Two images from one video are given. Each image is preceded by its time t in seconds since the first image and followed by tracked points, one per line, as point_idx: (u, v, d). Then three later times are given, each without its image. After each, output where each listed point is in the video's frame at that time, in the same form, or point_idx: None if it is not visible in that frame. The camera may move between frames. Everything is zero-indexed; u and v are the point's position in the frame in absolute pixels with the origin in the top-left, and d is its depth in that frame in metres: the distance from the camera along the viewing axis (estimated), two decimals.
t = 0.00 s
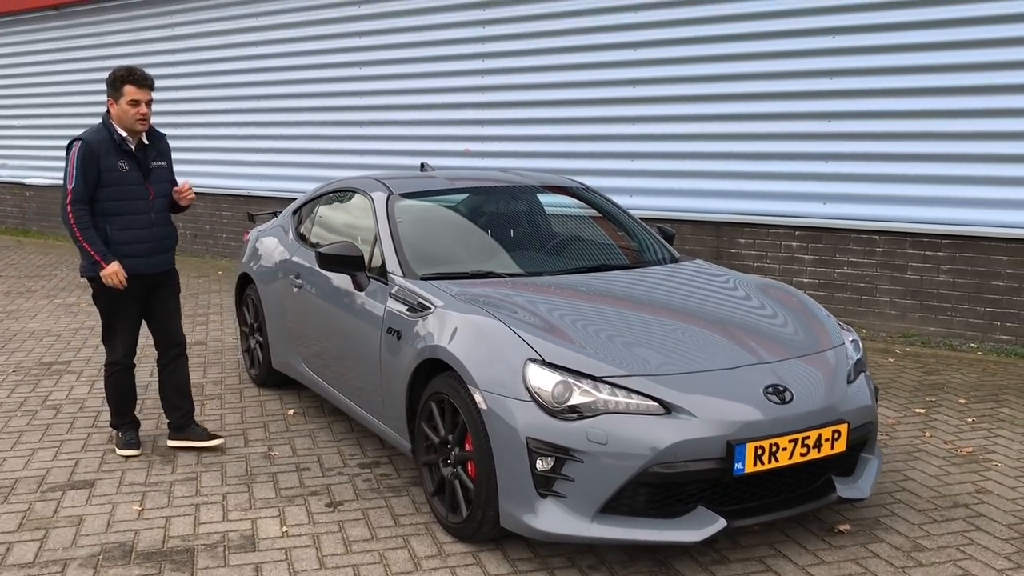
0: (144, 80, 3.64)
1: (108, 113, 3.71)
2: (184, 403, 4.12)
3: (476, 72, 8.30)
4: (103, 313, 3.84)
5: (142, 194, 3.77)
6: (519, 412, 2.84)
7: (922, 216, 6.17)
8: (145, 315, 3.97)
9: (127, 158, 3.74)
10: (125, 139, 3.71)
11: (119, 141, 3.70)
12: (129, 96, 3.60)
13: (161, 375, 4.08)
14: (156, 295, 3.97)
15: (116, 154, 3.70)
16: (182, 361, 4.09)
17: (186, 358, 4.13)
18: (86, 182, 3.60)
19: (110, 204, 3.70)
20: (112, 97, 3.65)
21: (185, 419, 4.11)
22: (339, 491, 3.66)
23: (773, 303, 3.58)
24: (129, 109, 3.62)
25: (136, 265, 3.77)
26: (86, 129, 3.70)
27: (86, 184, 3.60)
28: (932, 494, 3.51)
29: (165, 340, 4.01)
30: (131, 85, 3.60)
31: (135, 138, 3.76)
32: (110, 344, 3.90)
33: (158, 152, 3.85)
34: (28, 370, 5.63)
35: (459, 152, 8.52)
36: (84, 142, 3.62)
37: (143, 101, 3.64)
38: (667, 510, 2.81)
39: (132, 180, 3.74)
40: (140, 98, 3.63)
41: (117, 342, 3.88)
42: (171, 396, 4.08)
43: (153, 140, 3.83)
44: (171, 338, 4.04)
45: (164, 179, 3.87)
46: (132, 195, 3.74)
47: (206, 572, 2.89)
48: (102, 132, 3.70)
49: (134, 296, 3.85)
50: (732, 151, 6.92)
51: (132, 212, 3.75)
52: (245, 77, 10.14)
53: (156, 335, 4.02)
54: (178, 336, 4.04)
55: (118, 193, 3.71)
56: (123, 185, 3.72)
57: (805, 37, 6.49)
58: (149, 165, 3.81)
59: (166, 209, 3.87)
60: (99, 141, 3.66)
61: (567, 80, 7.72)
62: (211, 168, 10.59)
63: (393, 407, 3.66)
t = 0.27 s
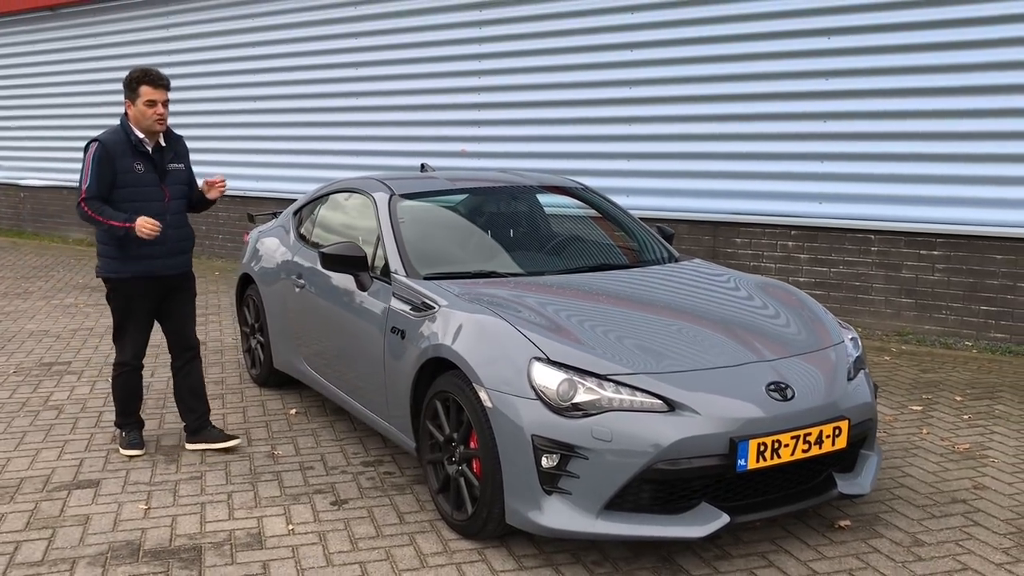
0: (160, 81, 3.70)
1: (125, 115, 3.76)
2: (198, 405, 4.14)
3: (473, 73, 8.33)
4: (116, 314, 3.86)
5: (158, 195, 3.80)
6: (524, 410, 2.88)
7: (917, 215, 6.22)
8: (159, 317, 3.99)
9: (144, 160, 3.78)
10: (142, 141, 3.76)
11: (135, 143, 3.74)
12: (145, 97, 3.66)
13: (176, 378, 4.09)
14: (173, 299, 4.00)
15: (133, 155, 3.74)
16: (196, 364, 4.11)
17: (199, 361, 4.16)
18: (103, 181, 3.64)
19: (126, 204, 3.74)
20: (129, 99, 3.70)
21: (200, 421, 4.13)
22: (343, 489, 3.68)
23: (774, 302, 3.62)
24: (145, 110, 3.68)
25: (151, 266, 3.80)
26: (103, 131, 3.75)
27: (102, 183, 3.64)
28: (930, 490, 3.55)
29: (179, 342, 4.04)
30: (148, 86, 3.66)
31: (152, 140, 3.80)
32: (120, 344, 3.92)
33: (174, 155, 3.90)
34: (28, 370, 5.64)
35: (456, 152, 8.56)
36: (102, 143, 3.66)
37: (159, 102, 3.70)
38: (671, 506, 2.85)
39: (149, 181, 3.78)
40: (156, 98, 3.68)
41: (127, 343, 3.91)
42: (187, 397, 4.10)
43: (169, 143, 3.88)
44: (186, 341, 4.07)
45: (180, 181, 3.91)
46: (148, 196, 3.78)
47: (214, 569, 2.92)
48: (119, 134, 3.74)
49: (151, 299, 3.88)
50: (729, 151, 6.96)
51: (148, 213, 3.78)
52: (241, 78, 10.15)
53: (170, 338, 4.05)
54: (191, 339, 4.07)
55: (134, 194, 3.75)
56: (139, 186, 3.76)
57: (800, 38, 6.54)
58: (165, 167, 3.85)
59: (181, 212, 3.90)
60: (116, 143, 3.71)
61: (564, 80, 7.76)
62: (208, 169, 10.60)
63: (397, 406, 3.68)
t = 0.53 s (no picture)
0: (190, 78, 3.71)
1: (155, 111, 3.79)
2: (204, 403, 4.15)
3: (468, 69, 8.35)
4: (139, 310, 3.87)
5: (181, 190, 3.81)
6: (527, 404, 2.90)
7: (912, 211, 6.26)
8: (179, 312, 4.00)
9: (169, 156, 3.80)
10: (168, 136, 3.78)
11: (161, 138, 3.77)
12: (174, 93, 3.67)
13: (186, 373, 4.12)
14: (195, 296, 4.01)
15: (159, 150, 3.77)
16: (207, 363, 4.13)
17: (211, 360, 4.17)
18: (124, 173, 3.68)
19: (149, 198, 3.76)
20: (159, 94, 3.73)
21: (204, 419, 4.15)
22: (345, 484, 3.71)
23: (772, 298, 3.65)
24: (174, 106, 3.69)
25: (170, 262, 3.81)
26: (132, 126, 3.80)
27: (124, 175, 3.68)
28: (927, 483, 3.59)
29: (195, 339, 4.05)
30: (177, 83, 3.67)
31: (179, 137, 3.83)
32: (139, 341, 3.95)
33: (201, 152, 3.91)
34: (27, 367, 5.65)
35: (452, 148, 8.58)
36: (127, 135, 3.71)
37: (187, 99, 3.71)
38: (672, 499, 2.88)
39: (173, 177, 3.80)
40: (185, 95, 3.69)
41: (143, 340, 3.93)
42: (193, 395, 4.10)
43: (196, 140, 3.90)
44: (201, 339, 4.09)
45: (206, 179, 3.91)
46: (172, 191, 3.79)
47: (219, 564, 2.94)
48: (146, 129, 3.78)
49: (172, 295, 3.89)
50: (725, 147, 7.00)
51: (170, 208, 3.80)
52: (236, 74, 10.14)
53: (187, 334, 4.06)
54: (207, 337, 4.09)
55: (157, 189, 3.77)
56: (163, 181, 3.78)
57: (795, 34, 6.57)
58: (191, 164, 3.86)
59: (205, 209, 3.90)
60: (142, 137, 3.74)
61: (560, 77, 7.78)
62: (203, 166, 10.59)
63: (398, 401, 3.71)
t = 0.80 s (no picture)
0: (212, 74, 3.72)
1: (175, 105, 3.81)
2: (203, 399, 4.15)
3: (462, 64, 8.34)
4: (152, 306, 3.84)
5: (196, 185, 3.82)
6: (528, 399, 2.91)
7: (906, 205, 6.28)
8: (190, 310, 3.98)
9: (186, 149, 3.81)
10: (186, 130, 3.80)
11: (179, 131, 3.78)
12: (194, 90, 3.69)
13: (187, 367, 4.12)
14: (206, 293, 4.00)
15: (175, 144, 3.78)
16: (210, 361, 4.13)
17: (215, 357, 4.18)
18: (139, 165, 3.69)
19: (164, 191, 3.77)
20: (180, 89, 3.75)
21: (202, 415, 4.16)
22: (344, 479, 3.71)
23: (770, 292, 3.67)
24: (193, 102, 3.71)
25: (183, 256, 3.79)
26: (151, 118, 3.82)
27: (139, 167, 3.69)
28: (923, 475, 3.62)
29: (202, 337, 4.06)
30: (198, 79, 3.69)
31: (198, 132, 3.84)
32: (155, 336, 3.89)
33: (218, 147, 3.92)
34: (21, 364, 5.62)
35: (445, 143, 8.58)
36: (145, 127, 3.73)
37: (207, 96, 3.72)
38: (672, 492, 2.89)
39: (189, 171, 3.80)
40: (205, 92, 3.71)
41: (162, 337, 3.88)
42: (194, 391, 4.11)
43: (215, 135, 3.91)
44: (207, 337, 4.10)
45: (222, 174, 3.91)
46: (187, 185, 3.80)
47: (220, 559, 2.94)
48: (165, 122, 3.80)
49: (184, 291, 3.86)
50: (719, 142, 7.01)
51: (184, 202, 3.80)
52: (228, 69, 10.11)
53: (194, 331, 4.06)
54: (213, 336, 4.11)
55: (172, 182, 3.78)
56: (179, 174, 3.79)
57: (789, 29, 6.59)
58: (208, 159, 3.87)
59: (220, 205, 3.90)
60: (159, 130, 3.76)
61: (554, 72, 7.79)
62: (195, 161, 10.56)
63: (397, 396, 3.71)
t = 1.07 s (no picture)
0: (220, 68, 3.66)
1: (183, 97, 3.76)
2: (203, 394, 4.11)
3: (456, 56, 8.31)
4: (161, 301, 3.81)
5: (203, 178, 3.79)
6: (530, 392, 2.89)
7: (901, 197, 6.28)
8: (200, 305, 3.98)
9: (192, 142, 3.77)
10: (193, 123, 3.75)
11: (185, 123, 3.74)
12: (202, 84, 3.64)
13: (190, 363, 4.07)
14: (211, 287, 3.98)
15: (181, 136, 3.74)
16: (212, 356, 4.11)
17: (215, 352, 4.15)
18: (145, 157, 3.65)
19: (170, 184, 3.74)
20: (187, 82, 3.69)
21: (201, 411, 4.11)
22: (344, 474, 3.69)
23: (771, 284, 3.65)
24: (201, 96, 3.66)
25: (190, 249, 3.77)
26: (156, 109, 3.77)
27: (144, 160, 3.65)
28: (923, 467, 3.62)
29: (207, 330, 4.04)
30: (206, 73, 3.63)
31: (205, 124, 3.80)
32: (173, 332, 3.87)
33: (226, 140, 3.88)
34: (14, 359, 5.57)
35: (439, 136, 8.55)
36: (150, 119, 3.68)
37: (216, 91, 3.67)
38: (676, 485, 2.88)
39: (195, 164, 3.77)
40: (213, 87, 3.66)
41: (182, 331, 3.86)
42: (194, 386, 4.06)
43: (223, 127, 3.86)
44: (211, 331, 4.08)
45: (229, 168, 3.89)
46: (193, 178, 3.77)
47: (221, 554, 2.92)
48: (171, 114, 3.75)
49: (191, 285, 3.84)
50: (714, 134, 7.00)
51: (191, 195, 3.77)
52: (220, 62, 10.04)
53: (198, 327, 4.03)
54: (217, 331, 4.09)
55: (179, 175, 3.74)
56: (185, 167, 3.75)
57: (784, 21, 6.58)
58: (215, 151, 3.83)
59: (226, 198, 3.88)
60: (165, 122, 3.71)
61: (549, 64, 7.76)
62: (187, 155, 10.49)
63: (396, 390, 3.69)
